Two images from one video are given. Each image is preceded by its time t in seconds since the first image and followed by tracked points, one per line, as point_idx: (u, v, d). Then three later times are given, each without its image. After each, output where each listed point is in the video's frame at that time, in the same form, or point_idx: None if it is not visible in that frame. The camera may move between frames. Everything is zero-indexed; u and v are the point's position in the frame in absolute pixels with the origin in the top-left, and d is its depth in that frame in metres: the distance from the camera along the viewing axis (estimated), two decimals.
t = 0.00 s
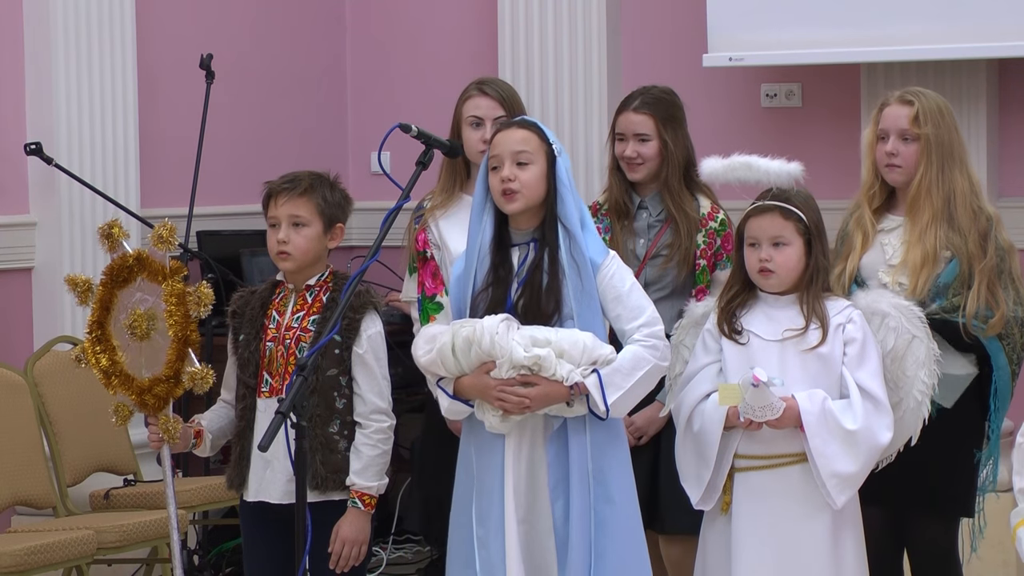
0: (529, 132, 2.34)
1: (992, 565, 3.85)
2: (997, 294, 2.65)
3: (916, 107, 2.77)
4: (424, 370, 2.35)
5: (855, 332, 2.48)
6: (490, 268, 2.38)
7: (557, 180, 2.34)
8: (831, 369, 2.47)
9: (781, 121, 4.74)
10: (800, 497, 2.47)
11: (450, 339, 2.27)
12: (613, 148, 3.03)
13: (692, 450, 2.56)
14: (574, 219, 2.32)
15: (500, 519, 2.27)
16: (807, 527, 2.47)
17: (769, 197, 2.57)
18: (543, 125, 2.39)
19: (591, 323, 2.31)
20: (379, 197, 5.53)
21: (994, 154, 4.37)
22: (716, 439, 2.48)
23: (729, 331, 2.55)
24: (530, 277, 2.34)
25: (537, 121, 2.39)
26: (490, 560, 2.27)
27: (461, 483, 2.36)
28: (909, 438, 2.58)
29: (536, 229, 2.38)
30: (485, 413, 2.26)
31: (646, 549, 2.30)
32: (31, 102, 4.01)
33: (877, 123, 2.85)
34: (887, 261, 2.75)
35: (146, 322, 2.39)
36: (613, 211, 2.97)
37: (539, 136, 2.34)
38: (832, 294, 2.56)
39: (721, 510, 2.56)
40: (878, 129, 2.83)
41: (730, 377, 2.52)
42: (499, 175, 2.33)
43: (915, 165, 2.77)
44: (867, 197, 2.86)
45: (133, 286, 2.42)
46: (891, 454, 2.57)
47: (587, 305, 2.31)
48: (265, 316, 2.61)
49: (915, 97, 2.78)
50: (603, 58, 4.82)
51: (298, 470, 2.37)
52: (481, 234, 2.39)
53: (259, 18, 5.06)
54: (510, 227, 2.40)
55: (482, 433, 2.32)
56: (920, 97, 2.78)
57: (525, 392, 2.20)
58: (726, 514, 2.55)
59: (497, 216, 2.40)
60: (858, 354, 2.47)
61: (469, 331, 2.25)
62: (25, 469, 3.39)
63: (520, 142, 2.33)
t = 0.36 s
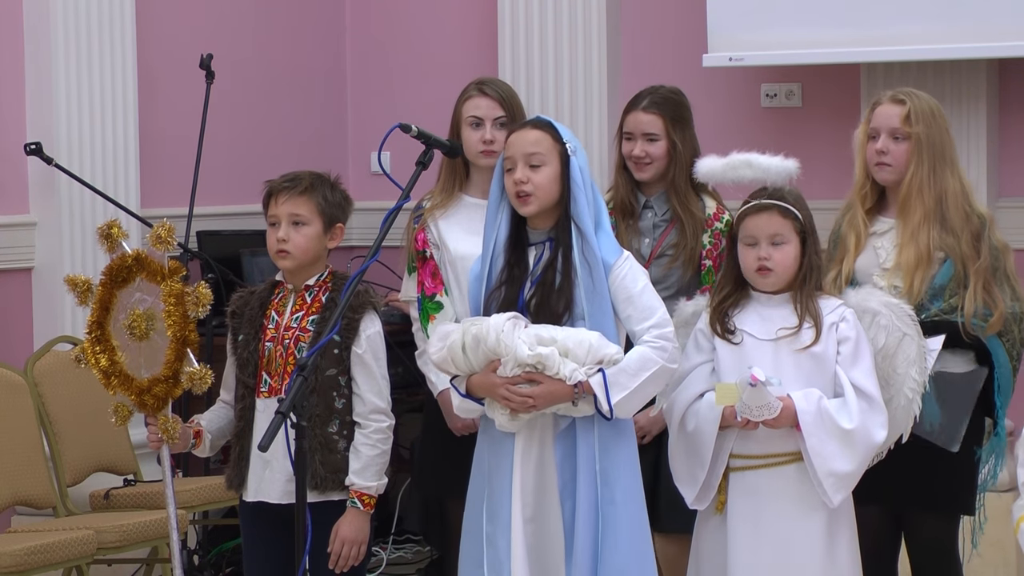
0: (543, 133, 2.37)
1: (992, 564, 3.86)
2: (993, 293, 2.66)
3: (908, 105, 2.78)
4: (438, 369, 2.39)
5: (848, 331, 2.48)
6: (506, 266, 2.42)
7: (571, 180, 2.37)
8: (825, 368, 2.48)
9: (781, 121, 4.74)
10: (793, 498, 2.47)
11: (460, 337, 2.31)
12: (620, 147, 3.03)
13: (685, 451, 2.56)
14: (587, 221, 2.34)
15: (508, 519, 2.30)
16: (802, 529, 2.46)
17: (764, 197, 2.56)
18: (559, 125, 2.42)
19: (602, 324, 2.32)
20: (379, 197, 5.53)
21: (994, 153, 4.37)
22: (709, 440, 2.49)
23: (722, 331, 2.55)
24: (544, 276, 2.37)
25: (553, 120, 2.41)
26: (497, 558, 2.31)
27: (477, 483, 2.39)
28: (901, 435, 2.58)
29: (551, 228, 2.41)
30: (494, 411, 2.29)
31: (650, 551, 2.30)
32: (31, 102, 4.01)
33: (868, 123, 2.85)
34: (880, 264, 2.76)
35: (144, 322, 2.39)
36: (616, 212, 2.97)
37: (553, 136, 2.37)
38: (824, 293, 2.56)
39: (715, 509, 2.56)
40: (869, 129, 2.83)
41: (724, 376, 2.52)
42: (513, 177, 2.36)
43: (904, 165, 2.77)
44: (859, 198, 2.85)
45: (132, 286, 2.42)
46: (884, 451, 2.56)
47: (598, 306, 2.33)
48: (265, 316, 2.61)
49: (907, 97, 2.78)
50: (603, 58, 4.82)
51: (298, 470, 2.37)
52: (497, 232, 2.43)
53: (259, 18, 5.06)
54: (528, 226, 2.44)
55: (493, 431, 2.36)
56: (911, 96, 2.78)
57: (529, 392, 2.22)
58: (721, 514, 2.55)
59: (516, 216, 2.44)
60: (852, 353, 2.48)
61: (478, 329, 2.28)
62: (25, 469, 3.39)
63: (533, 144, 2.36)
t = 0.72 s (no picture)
0: (555, 136, 2.38)
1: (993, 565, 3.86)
2: (970, 288, 2.67)
3: (880, 105, 2.79)
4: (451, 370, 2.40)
5: (849, 327, 2.49)
6: (518, 268, 2.43)
7: (582, 182, 2.37)
8: (829, 365, 2.48)
9: (781, 120, 4.74)
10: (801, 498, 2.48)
11: (470, 337, 2.32)
12: (634, 142, 3.02)
13: (688, 454, 2.55)
14: (597, 223, 2.35)
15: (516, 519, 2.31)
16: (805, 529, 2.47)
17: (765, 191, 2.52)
18: (572, 127, 2.43)
19: (611, 325, 2.33)
20: (379, 197, 5.52)
21: (994, 153, 4.38)
22: (720, 440, 2.47)
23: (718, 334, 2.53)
24: (554, 277, 2.38)
25: (565, 121, 2.42)
26: (505, 559, 2.32)
27: (490, 484, 2.41)
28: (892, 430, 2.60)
29: (563, 230, 2.41)
30: (504, 411, 2.30)
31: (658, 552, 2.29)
32: (31, 101, 4.01)
33: (842, 124, 2.87)
34: (857, 263, 2.75)
35: (144, 322, 2.39)
36: (628, 207, 2.98)
37: (566, 138, 2.38)
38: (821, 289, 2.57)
39: (721, 510, 2.55)
40: (843, 130, 2.85)
41: (728, 377, 2.52)
42: (525, 180, 2.38)
43: (880, 163, 2.78)
44: (833, 198, 2.85)
45: (131, 286, 2.42)
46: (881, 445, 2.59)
47: (607, 308, 2.33)
48: (264, 316, 2.61)
49: (879, 96, 2.81)
50: (603, 58, 4.83)
51: (298, 470, 2.38)
52: (511, 232, 2.45)
53: (259, 18, 5.06)
54: (541, 228, 2.45)
55: (503, 432, 2.38)
56: (884, 96, 2.80)
57: (536, 392, 2.24)
58: (727, 513, 2.55)
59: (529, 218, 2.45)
60: (854, 349, 2.48)
61: (487, 330, 2.30)
62: (25, 469, 3.39)
63: (544, 147, 2.37)
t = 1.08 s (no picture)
0: (566, 135, 2.39)
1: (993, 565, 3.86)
2: (963, 288, 2.67)
3: (880, 106, 2.80)
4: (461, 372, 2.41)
5: (860, 328, 2.50)
6: (529, 270, 2.45)
7: (591, 181, 2.38)
8: (841, 365, 2.48)
9: (781, 120, 4.75)
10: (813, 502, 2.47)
11: (478, 340, 2.33)
12: (644, 137, 3.03)
13: (700, 456, 2.55)
14: (605, 224, 2.35)
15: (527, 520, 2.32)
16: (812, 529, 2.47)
17: (776, 191, 2.55)
18: (584, 127, 2.43)
19: (617, 326, 2.33)
20: (378, 197, 5.52)
21: (994, 154, 4.38)
22: (735, 440, 2.47)
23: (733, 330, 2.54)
24: (561, 278, 2.39)
25: (579, 122, 2.43)
26: (517, 559, 2.33)
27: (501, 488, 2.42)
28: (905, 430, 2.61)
29: (571, 231, 2.42)
30: (512, 413, 2.31)
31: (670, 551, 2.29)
32: (31, 101, 4.01)
33: (840, 125, 2.88)
34: (853, 262, 2.75)
35: (142, 322, 2.39)
36: (638, 203, 2.99)
37: (577, 138, 2.39)
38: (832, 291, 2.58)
39: (733, 512, 2.54)
40: (842, 130, 2.86)
41: (740, 380, 2.52)
42: (534, 176, 2.39)
43: (879, 165, 2.79)
44: (830, 199, 2.85)
45: (129, 286, 2.41)
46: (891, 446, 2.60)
47: (613, 308, 2.33)
48: (261, 317, 2.61)
49: (877, 98, 2.81)
50: (602, 58, 4.83)
51: (298, 470, 2.38)
52: (525, 233, 2.46)
53: (260, 18, 5.06)
54: (552, 229, 2.46)
55: (514, 435, 2.39)
56: (884, 98, 2.81)
57: (540, 394, 2.24)
58: (739, 516, 2.54)
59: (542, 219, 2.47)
60: (865, 350, 2.49)
61: (493, 332, 2.31)
62: (25, 469, 3.38)
63: (556, 145, 2.38)
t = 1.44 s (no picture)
0: (568, 135, 2.39)
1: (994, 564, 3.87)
2: (970, 289, 2.68)
3: (888, 108, 2.82)
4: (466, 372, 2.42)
5: (866, 328, 2.50)
6: (533, 271, 2.46)
7: (592, 182, 2.38)
8: (846, 366, 2.48)
9: (782, 120, 4.75)
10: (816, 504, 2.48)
11: (480, 341, 2.34)
12: (649, 138, 3.04)
13: (706, 456, 2.56)
14: (606, 225, 2.35)
15: (530, 520, 2.34)
16: (814, 529, 2.47)
17: (783, 190, 2.55)
18: (588, 128, 2.43)
19: (616, 328, 2.34)
20: (378, 197, 5.53)
21: (994, 154, 4.39)
22: (738, 442, 2.48)
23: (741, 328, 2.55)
24: (562, 278, 2.40)
25: (582, 123, 2.43)
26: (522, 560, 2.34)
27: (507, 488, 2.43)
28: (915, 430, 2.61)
29: (574, 232, 2.43)
30: (513, 413, 2.31)
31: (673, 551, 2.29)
32: (31, 101, 4.01)
33: (846, 125, 2.88)
34: (860, 262, 2.76)
35: (138, 323, 2.38)
36: (643, 205, 3.00)
37: (579, 138, 2.39)
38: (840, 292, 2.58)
39: (739, 513, 2.55)
40: (848, 131, 2.86)
41: (745, 381, 2.52)
42: (535, 175, 2.39)
43: (887, 165, 2.80)
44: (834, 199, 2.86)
45: (126, 287, 2.41)
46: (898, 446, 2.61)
47: (613, 308, 2.34)
48: (258, 317, 2.61)
49: (884, 98, 2.83)
50: (602, 58, 4.83)
51: (298, 470, 2.38)
52: (529, 234, 2.48)
53: (260, 18, 5.06)
54: (556, 229, 2.46)
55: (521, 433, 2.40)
56: (891, 98, 2.82)
57: (538, 394, 2.24)
58: (745, 516, 2.54)
59: (546, 220, 2.48)
60: (872, 351, 2.49)
61: (494, 333, 2.31)
62: (25, 469, 3.38)
63: (558, 144, 2.38)
